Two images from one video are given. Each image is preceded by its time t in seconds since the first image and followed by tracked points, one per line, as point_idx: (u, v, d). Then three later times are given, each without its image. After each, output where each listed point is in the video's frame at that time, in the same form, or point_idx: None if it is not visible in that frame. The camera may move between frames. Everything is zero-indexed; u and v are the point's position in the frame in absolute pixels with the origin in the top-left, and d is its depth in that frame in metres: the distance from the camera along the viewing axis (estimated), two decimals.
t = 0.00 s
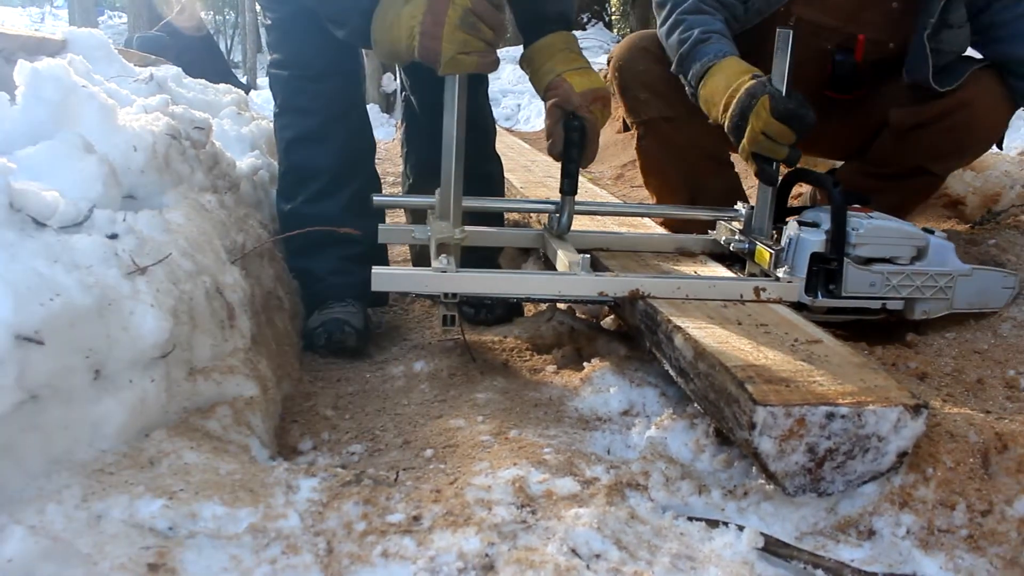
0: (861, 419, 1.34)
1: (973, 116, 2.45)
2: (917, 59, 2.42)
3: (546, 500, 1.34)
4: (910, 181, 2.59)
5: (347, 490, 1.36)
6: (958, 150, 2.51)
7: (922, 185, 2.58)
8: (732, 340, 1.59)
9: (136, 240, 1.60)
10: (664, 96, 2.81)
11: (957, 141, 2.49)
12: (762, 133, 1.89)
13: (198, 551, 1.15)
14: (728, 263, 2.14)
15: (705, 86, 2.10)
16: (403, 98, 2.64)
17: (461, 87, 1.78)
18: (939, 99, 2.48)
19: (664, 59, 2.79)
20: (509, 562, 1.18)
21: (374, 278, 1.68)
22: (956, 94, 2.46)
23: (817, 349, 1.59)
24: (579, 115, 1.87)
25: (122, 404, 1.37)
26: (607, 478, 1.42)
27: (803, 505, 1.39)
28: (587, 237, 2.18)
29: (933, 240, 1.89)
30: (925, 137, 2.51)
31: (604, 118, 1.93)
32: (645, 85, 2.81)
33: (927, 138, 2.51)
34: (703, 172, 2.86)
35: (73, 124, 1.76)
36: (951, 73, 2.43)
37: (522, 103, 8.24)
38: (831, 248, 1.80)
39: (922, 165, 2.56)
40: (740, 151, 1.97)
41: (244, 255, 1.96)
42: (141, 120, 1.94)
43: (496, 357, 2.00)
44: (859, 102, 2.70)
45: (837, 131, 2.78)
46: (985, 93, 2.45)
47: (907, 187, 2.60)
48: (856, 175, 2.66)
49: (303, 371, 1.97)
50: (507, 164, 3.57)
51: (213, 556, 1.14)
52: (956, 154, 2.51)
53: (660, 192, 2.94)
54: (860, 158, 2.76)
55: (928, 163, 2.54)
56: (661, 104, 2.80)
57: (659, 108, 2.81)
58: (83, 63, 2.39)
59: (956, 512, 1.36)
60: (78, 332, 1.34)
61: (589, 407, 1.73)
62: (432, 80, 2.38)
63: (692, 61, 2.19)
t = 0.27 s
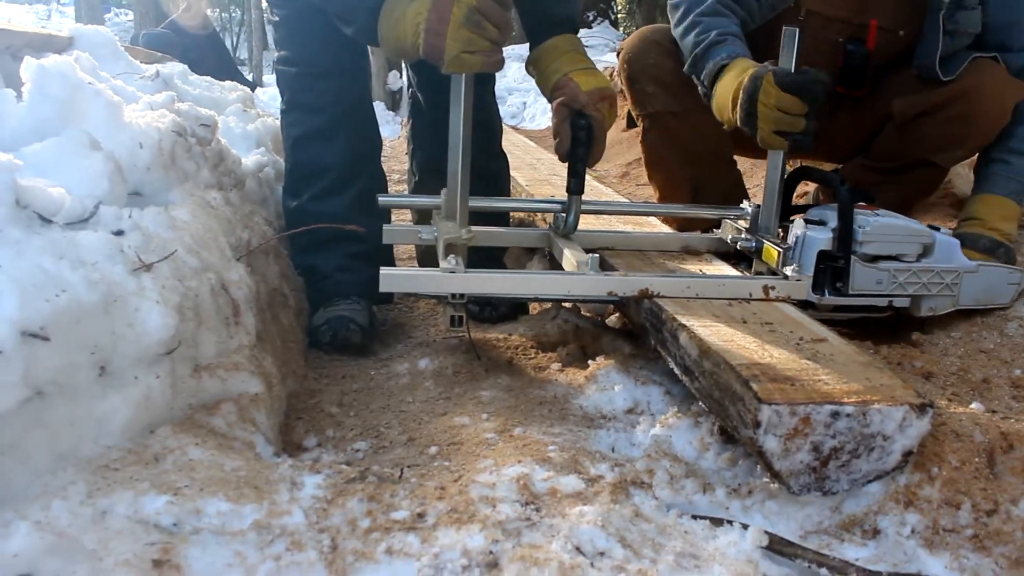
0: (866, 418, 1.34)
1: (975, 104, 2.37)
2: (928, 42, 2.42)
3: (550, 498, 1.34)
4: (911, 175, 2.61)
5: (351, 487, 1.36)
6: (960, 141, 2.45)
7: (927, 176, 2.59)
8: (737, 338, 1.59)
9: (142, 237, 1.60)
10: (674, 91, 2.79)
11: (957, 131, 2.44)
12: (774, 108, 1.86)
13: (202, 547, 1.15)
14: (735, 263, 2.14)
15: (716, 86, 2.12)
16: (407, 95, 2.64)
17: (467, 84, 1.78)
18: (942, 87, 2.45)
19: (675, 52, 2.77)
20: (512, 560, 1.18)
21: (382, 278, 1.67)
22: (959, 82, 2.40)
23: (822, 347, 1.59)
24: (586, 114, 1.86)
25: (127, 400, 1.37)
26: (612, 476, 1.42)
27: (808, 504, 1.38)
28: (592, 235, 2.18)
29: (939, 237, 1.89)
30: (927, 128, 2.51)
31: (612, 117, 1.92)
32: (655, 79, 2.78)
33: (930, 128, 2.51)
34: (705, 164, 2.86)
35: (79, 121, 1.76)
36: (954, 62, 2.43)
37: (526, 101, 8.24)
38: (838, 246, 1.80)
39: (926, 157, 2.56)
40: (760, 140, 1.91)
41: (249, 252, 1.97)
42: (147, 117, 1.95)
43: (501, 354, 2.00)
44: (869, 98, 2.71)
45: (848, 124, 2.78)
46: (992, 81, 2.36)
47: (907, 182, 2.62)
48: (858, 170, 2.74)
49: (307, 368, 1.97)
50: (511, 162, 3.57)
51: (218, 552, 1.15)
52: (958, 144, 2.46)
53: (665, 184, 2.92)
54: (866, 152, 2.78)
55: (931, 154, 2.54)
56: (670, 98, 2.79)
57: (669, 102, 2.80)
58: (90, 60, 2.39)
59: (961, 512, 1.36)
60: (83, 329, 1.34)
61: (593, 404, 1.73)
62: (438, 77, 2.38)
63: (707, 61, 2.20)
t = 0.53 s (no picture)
0: (863, 398, 1.35)
1: (976, 83, 2.37)
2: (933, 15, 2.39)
3: (547, 477, 1.34)
4: (916, 154, 2.64)
5: (349, 467, 1.36)
6: (961, 120, 2.46)
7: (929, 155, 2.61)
8: (735, 318, 1.59)
9: (138, 218, 1.60)
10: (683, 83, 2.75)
11: (958, 110, 2.44)
12: (779, 93, 1.85)
13: (201, 527, 1.16)
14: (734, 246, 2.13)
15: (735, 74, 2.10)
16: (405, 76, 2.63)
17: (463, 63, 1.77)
18: (942, 66, 2.43)
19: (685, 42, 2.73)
20: (510, 539, 1.19)
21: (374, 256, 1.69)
22: (958, 61, 2.40)
23: (820, 327, 1.60)
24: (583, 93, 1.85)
25: (125, 381, 1.37)
26: (609, 456, 1.43)
27: (805, 483, 1.39)
28: (591, 217, 2.19)
29: (941, 224, 1.88)
30: (928, 108, 2.50)
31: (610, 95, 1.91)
32: (665, 70, 2.75)
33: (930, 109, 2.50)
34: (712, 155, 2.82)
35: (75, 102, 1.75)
36: (955, 37, 2.40)
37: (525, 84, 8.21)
38: (838, 232, 1.79)
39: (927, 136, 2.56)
40: (768, 127, 1.90)
41: (247, 234, 1.96)
42: (143, 98, 1.94)
43: (499, 336, 2.01)
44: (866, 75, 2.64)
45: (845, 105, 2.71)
46: (990, 59, 2.36)
47: (910, 160, 2.66)
48: (857, 151, 2.72)
49: (306, 350, 1.98)
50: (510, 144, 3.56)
51: (216, 532, 1.15)
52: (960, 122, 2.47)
53: (668, 172, 2.89)
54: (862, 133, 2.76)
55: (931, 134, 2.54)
56: (681, 90, 2.75)
57: (678, 94, 2.76)
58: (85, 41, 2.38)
59: (957, 491, 1.36)
60: (80, 309, 1.34)
61: (591, 385, 1.73)
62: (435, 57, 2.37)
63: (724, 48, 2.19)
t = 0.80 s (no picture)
0: (869, 396, 1.34)
1: (983, 83, 2.38)
2: (939, 9, 2.40)
3: (552, 475, 1.34)
4: (918, 156, 2.59)
5: (353, 465, 1.36)
6: (969, 120, 2.45)
7: (933, 160, 2.57)
8: (740, 317, 1.59)
9: (143, 215, 1.60)
10: (689, 87, 2.73)
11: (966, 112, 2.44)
12: (789, 92, 1.84)
13: (206, 524, 1.16)
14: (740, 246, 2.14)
15: (741, 74, 2.10)
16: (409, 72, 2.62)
17: (470, 59, 1.77)
18: (950, 66, 2.42)
19: (691, 45, 2.70)
20: (515, 537, 1.18)
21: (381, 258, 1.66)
22: (967, 61, 2.39)
23: (825, 326, 1.60)
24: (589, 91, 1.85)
25: (130, 379, 1.37)
26: (614, 454, 1.42)
27: (810, 482, 1.38)
28: (596, 216, 2.19)
29: (947, 222, 1.86)
30: (934, 109, 2.49)
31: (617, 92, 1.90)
32: (670, 75, 2.73)
33: (937, 110, 2.48)
34: (714, 158, 2.82)
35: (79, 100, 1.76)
36: (960, 34, 2.41)
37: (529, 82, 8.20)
38: (846, 231, 1.79)
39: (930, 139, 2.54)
40: (778, 125, 1.89)
41: (251, 231, 1.96)
42: (148, 96, 1.94)
43: (503, 333, 2.01)
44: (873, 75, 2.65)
45: (850, 105, 2.70)
46: (997, 59, 2.37)
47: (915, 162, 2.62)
48: (860, 152, 2.67)
49: (310, 348, 1.98)
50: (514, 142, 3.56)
51: (221, 529, 1.15)
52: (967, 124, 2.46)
53: (671, 172, 2.90)
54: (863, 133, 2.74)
55: (936, 136, 2.52)
56: (686, 94, 2.73)
57: (683, 99, 2.75)
58: (91, 40, 2.38)
59: (963, 490, 1.36)
60: (85, 307, 1.34)
61: (596, 383, 1.73)
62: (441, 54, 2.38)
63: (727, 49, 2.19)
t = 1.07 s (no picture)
0: (868, 394, 1.34)
1: (981, 83, 2.36)
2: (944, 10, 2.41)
3: (551, 473, 1.34)
4: (915, 156, 2.58)
5: (353, 463, 1.36)
6: (965, 121, 2.43)
7: (933, 160, 2.55)
8: (740, 315, 1.59)
9: (142, 213, 1.60)
10: (689, 88, 2.73)
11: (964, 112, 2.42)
12: (791, 91, 1.84)
13: (205, 522, 1.16)
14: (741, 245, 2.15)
15: (740, 75, 2.10)
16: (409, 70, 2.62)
17: (469, 58, 1.77)
18: (948, 67, 2.41)
19: (692, 46, 2.69)
20: (514, 535, 1.18)
21: (381, 261, 1.62)
22: (965, 62, 2.39)
23: (824, 324, 1.60)
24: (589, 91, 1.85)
25: (129, 377, 1.37)
26: (613, 452, 1.43)
27: (810, 480, 1.38)
28: (595, 216, 2.17)
29: (946, 221, 1.86)
30: (932, 108, 2.47)
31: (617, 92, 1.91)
32: (671, 75, 2.72)
33: (935, 110, 2.47)
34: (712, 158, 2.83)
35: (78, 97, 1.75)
36: (960, 34, 2.42)
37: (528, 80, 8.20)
38: (845, 230, 1.78)
39: (929, 139, 2.52)
40: (779, 124, 1.88)
41: (250, 229, 1.96)
42: (147, 94, 1.94)
43: (502, 331, 2.01)
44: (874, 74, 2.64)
45: (852, 103, 2.71)
46: (997, 61, 2.36)
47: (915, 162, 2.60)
48: (859, 152, 2.68)
49: (309, 345, 1.98)
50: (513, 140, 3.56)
51: (220, 527, 1.15)
52: (965, 123, 2.44)
53: (672, 172, 2.91)
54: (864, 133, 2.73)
55: (935, 136, 2.50)
56: (686, 95, 2.73)
57: (683, 99, 2.75)
58: (89, 38, 2.38)
59: (962, 488, 1.36)
60: (84, 305, 1.33)
61: (595, 381, 1.73)
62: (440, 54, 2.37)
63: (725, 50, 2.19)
